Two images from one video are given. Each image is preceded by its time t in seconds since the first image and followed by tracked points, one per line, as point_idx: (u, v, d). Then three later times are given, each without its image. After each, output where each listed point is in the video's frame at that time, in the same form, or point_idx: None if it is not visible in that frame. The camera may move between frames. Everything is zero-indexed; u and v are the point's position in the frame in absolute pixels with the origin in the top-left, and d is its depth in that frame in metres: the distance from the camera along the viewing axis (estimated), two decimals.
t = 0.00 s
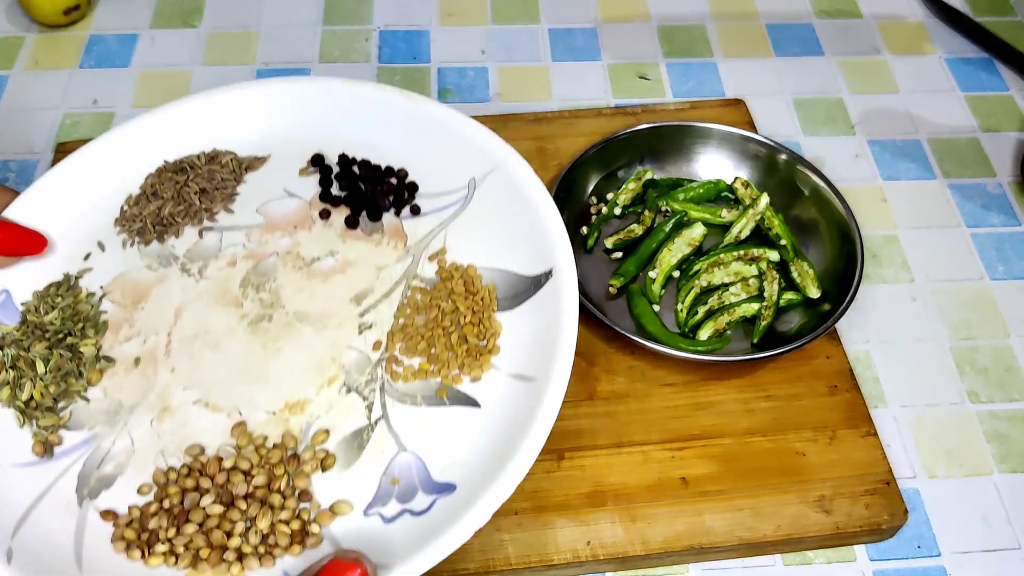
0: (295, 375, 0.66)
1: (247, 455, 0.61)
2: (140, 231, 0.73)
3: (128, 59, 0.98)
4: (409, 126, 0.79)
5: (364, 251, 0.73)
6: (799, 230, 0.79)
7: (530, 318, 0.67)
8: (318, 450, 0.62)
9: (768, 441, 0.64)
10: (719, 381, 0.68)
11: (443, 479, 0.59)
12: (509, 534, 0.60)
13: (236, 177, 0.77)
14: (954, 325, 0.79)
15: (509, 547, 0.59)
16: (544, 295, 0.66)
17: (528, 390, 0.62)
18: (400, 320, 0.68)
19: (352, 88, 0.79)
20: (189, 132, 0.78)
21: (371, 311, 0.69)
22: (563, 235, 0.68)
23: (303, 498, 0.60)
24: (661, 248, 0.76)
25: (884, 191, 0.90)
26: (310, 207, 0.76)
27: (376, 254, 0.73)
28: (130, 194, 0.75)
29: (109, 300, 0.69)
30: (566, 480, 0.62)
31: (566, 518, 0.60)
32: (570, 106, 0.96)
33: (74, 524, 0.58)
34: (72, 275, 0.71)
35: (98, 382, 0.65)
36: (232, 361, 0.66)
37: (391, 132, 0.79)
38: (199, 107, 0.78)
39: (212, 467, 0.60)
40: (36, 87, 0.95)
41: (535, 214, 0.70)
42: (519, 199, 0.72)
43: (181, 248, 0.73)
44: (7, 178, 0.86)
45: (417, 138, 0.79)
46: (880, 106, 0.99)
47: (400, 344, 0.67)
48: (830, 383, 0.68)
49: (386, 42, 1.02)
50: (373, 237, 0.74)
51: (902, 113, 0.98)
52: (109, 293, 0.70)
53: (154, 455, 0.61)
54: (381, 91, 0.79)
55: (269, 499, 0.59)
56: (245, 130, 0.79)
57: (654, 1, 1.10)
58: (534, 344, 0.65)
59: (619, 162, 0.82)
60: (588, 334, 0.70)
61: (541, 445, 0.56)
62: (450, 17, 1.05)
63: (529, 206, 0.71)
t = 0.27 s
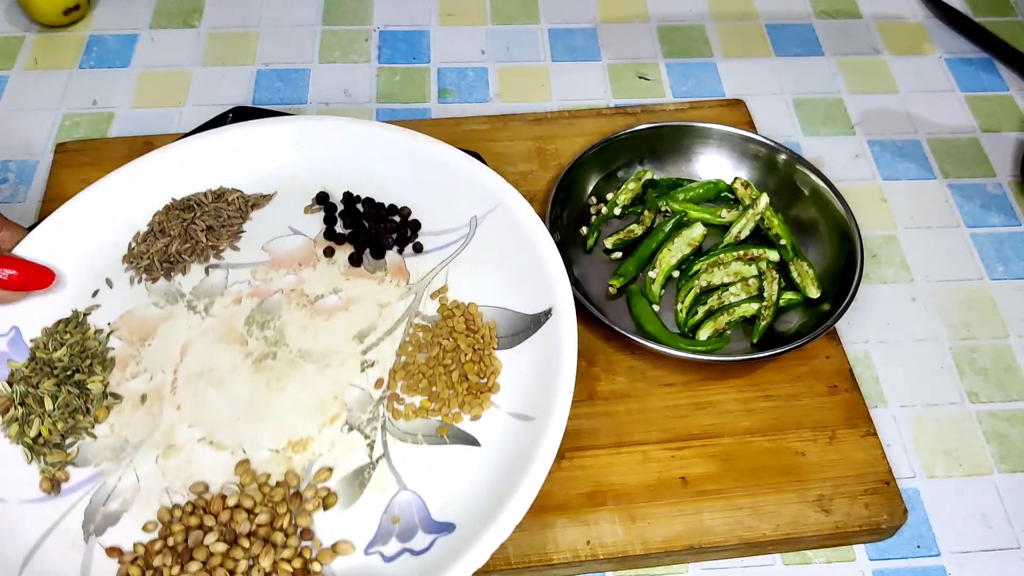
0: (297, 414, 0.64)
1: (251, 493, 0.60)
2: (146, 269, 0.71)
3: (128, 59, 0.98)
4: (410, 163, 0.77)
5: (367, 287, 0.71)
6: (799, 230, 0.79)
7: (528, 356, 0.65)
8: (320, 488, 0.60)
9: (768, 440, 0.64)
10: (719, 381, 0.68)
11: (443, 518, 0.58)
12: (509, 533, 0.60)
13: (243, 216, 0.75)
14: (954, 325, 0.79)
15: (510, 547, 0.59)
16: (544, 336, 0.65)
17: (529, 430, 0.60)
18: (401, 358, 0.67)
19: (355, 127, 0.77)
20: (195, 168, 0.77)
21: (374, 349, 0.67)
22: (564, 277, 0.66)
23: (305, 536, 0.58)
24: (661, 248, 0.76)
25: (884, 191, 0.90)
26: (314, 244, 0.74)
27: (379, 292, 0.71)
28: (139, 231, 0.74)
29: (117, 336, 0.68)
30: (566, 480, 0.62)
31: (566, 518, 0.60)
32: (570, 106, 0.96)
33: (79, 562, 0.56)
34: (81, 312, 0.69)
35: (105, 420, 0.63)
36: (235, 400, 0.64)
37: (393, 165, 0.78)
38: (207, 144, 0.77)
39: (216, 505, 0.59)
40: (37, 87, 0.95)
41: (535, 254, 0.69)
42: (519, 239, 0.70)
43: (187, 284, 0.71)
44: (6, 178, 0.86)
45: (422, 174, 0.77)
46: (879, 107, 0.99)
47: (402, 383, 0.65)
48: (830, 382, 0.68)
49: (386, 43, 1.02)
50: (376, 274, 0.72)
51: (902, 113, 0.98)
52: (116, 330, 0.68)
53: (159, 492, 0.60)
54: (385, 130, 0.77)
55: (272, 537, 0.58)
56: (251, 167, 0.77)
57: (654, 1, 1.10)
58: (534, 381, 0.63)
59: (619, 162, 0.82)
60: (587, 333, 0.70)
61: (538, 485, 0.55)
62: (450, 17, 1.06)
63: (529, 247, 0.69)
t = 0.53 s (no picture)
0: (297, 435, 0.63)
1: (252, 513, 0.59)
2: (144, 285, 0.71)
3: (128, 59, 0.98)
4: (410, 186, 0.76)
5: (366, 308, 0.71)
6: (799, 231, 0.79)
7: (527, 380, 0.64)
8: (321, 508, 0.60)
9: (768, 440, 0.64)
10: (719, 380, 0.68)
11: (443, 541, 0.57)
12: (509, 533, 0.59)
13: (242, 233, 0.75)
14: (954, 325, 0.79)
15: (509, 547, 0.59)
16: (544, 358, 0.64)
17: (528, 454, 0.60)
18: (401, 379, 0.66)
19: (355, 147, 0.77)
20: (194, 184, 0.76)
21: (374, 369, 0.67)
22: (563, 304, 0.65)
23: (305, 556, 0.58)
24: (661, 248, 0.76)
25: (884, 192, 0.90)
26: (314, 265, 0.74)
27: (378, 313, 0.70)
28: (138, 246, 0.73)
29: (116, 352, 0.67)
30: (566, 480, 0.62)
31: (566, 517, 0.60)
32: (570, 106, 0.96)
33: None
34: (78, 327, 0.68)
35: (104, 436, 0.63)
36: (234, 418, 0.64)
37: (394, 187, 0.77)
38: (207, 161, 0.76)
39: (216, 524, 0.59)
40: (36, 87, 0.95)
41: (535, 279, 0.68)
42: (518, 263, 0.70)
43: (186, 301, 0.71)
44: (6, 179, 0.86)
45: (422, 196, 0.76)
46: (880, 107, 0.99)
47: (401, 405, 0.65)
48: (830, 382, 0.68)
49: (386, 43, 1.02)
50: (376, 294, 0.72)
51: (902, 113, 0.98)
52: (114, 346, 0.68)
53: (158, 511, 0.59)
54: (385, 153, 0.76)
55: (273, 557, 0.58)
56: (252, 187, 0.77)
57: (654, 1, 1.10)
58: (533, 407, 0.63)
59: (619, 162, 0.82)
60: (587, 333, 0.70)
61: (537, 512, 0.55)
62: (450, 17, 1.06)
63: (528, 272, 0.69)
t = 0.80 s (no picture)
0: (291, 425, 0.63)
1: (245, 504, 0.59)
2: (137, 270, 0.71)
3: (129, 59, 0.98)
4: (406, 170, 0.77)
5: (361, 296, 0.71)
6: (799, 231, 0.79)
7: (526, 371, 0.65)
8: (315, 500, 0.60)
9: (768, 440, 0.64)
10: (719, 380, 0.68)
11: (438, 534, 0.57)
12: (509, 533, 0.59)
13: (235, 217, 0.75)
14: (954, 325, 0.79)
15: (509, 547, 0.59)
16: (541, 348, 0.64)
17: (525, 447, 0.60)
18: (396, 369, 0.66)
19: (351, 131, 0.77)
20: (187, 167, 0.76)
21: (369, 358, 0.67)
22: (561, 292, 0.65)
23: (299, 549, 0.58)
24: (660, 248, 0.76)
25: (884, 191, 0.90)
26: (308, 251, 0.74)
27: (374, 300, 0.71)
28: (129, 229, 0.73)
29: (106, 340, 0.67)
30: (566, 480, 0.62)
31: (566, 517, 0.60)
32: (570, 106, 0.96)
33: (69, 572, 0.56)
34: (68, 312, 0.68)
35: (95, 426, 0.63)
36: (227, 409, 0.64)
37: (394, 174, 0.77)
38: (201, 142, 0.76)
39: (209, 517, 0.59)
40: (37, 87, 0.95)
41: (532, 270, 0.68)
42: (515, 250, 0.70)
43: (179, 288, 0.71)
44: (6, 178, 0.86)
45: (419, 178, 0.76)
46: (880, 107, 0.99)
47: (397, 394, 0.65)
48: (830, 382, 0.68)
49: (385, 43, 1.02)
50: (372, 282, 0.72)
51: (902, 113, 0.98)
52: (106, 333, 0.68)
53: (151, 502, 0.60)
54: (382, 136, 0.76)
55: (266, 550, 0.58)
56: (247, 170, 0.77)
57: (654, 1, 1.10)
58: (531, 396, 0.63)
59: (619, 162, 0.82)
60: (587, 333, 0.70)
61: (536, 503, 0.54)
62: (450, 17, 1.06)
63: (525, 259, 0.69)
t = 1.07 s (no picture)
0: (268, 404, 0.64)
1: (226, 480, 0.60)
2: (101, 258, 0.72)
3: (128, 59, 0.98)
4: (371, 151, 0.78)
5: (334, 276, 0.72)
6: (799, 231, 0.79)
7: (502, 342, 0.66)
8: (297, 473, 0.61)
9: (768, 440, 0.64)
10: (719, 380, 0.68)
11: (422, 501, 0.59)
12: (509, 533, 0.59)
13: (200, 203, 0.75)
14: (954, 325, 0.79)
15: (509, 547, 0.59)
16: (516, 319, 0.66)
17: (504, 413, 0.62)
18: (373, 345, 0.67)
19: (322, 117, 0.79)
20: (152, 156, 0.77)
21: (344, 335, 0.68)
22: (531, 262, 0.68)
23: (283, 522, 0.59)
24: (661, 248, 0.76)
25: (884, 191, 0.90)
26: (277, 232, 0.75)
27: (346, 279, 0.72)
28: (92, 220, 0.74)
29: (76, 325, 0.68)
30: (566, 479, 0.62)
31: (565, 517, 0.60)
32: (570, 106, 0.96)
33: (48, 555, 0.56)
34: (36, 300, 0.69)
35: (68, 409, 0.63)
36: (204, 389, 0.65)
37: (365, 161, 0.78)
38: (165, 134, 0.77)
39: (191, 493, 0.59)
40: (37, 87, 0.95)
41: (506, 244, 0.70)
42: (487, 228, 0.72)
43: (149, 272, 0.72)
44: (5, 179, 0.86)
45: (386, 160, 0.78)
46: (880, 107, 0.99)
47: (374, 368, 0.66)
48: (830, 382, 0.68)
49: (385, 42, 1.02)
50: (343, 261, 0.73)
51: (902, 113, 0.98)
52: (75, 318, 0.68)
53: (129, 482, 0.60)
54: (343, 120, 0.78)
55: (250, 524, 0.58)
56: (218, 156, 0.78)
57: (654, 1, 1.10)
58: (508, 366, 0.65)
59: (619, 162, 0.82)
60: (587, 333, 0.70)
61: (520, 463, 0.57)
62: (450, 17, 1.06)
63: (496, 232, 0.71)
